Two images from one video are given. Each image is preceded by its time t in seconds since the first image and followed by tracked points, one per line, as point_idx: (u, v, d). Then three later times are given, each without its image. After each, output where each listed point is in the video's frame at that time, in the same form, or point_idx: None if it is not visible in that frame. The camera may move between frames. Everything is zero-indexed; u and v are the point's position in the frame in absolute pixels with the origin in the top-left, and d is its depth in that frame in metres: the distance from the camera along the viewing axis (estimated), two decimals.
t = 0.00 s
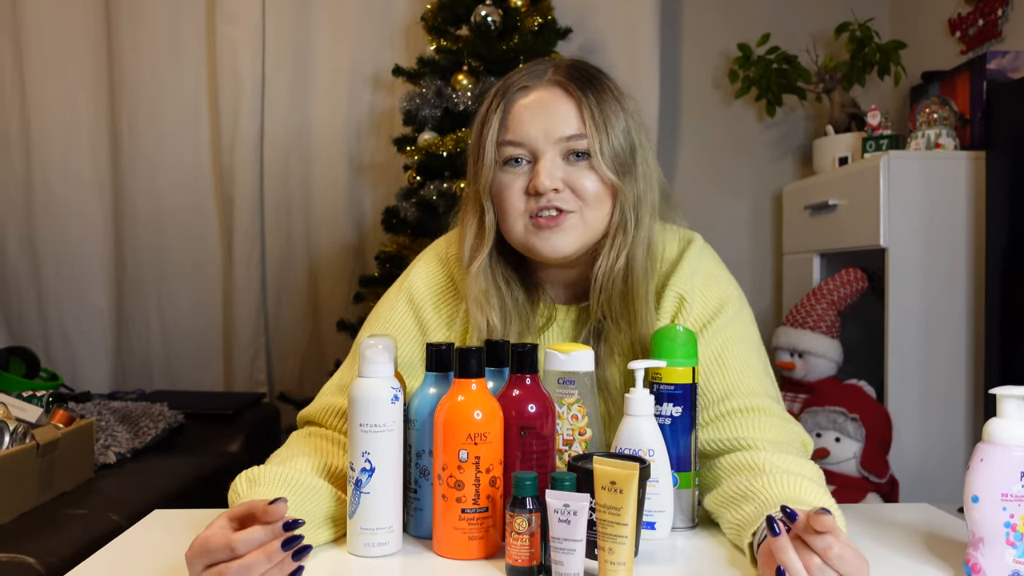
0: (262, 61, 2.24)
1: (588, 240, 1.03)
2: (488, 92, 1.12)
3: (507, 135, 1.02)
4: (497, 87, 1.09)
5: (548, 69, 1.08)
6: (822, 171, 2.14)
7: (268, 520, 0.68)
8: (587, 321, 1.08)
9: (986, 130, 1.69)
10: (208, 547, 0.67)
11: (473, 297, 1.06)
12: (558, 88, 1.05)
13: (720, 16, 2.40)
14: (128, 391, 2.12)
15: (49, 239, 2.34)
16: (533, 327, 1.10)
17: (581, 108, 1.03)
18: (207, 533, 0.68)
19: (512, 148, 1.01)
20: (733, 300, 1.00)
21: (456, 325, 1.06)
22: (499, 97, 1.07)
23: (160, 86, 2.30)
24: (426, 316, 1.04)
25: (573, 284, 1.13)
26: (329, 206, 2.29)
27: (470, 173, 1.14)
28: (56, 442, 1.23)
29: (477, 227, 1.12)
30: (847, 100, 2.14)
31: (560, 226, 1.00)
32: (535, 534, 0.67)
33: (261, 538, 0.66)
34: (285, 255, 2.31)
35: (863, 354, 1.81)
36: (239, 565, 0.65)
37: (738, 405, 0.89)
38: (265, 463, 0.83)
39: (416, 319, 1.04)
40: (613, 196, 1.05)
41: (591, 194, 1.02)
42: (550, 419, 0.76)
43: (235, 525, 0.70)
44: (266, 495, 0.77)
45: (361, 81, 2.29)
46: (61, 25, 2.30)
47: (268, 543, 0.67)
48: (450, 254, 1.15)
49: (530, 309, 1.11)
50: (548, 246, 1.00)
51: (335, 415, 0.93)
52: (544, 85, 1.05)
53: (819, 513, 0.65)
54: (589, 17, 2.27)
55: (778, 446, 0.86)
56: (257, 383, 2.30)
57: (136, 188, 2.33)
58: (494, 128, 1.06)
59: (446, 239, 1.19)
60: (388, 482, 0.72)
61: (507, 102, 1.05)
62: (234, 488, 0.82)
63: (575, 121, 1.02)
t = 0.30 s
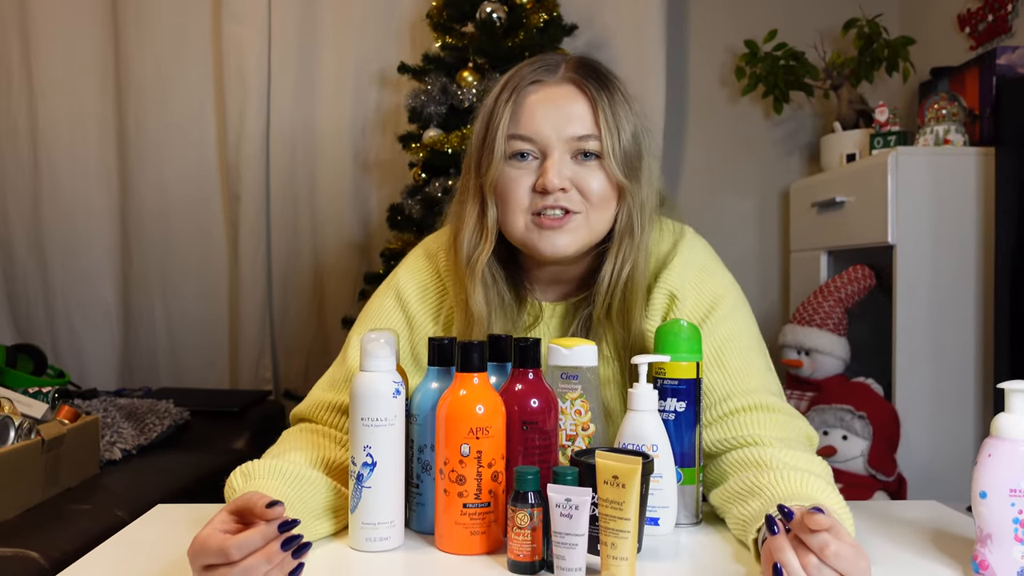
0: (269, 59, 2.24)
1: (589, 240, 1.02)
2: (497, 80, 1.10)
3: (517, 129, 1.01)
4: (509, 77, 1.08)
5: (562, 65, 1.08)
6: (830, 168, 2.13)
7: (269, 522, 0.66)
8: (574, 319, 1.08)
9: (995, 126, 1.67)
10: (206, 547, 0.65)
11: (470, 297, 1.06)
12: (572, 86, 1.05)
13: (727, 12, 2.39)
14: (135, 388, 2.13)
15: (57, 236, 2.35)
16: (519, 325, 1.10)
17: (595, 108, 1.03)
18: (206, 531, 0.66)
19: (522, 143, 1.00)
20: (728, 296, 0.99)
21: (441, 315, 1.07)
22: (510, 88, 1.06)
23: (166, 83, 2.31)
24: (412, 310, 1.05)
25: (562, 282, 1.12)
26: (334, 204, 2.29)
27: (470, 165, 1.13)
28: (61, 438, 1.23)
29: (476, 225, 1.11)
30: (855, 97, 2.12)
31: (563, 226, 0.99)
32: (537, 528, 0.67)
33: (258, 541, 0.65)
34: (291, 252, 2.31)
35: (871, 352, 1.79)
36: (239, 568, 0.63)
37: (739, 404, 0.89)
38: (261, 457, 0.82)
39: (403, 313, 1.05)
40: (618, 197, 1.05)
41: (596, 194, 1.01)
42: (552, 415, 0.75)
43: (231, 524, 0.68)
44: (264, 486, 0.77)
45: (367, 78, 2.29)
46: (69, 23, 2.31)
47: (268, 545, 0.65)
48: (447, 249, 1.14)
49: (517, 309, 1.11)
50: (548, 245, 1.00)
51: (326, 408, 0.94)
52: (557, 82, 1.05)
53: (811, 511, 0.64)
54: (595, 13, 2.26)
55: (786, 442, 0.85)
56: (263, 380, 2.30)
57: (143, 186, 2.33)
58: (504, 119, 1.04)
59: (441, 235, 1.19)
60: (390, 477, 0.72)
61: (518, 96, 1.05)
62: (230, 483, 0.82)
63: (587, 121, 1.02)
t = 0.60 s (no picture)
0: (274, 58, 2.24)
1: (573, 245, 1.02)
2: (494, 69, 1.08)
3: (510, 127, 1.00)
4: (506, 70, 1.06)
5: (562, 65, 1.07)
6: (836, 165, 2.12)
7: (270, 525, 0.65)
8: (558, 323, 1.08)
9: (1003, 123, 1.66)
10: (208, 544, 0.64)
11: (465, 294, 1.06)
12: (571, 89, 1.04)
13: (732, 10, 2.38)
14: (140, 387, 2.13)
15: (63, 234, 2.36)
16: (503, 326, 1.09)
17: (593, 115, 1.02)
18: (207, 530, 0.65)
19: (514, 142, 1.00)
20: (721, 296, 0.99)
21: (425, 308, 1.08)
22: (507, 85, 1.04)
23: (172, 82, 2.31)
24: (397, 299, 1.06)
25: (545, 285, 1.10)
26: (340, 203, 2.29)
27: (458, 157, 1.11)
28: (66, 435, 1.23)
29: (463, 220, 1.10)
30: (861, 94, 2.11)
31: (549, 230, 0.99)
32: (540, 524, 0.67)
33: (259, 544, 0.64)
34: (296, 251, 2.31)
35: (876, 350, 1.78)
36: (238, 570, 0.62)
37: (740, 404, 0.88)
38: (262, 453, 0.82)
39: (389, 304, 1.06)
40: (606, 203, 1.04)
41: (585, 198, 1.01)
42: (556, 411, 0.75)
43: (233, 525, 0.67)
44: (266, 481, 0.77)
45: (371, 77, 2.29)
46: (74, 22, 2.32)
47: (267, 549, 0.64)
48: (435, 241, 1.14)
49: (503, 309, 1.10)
50: (531, 248, 1.00)
51: (319, 406, 0.94)
52: (556, 83, 1.04)
53: (806, 509, 0.64)
54: (600, 12, 2.26)
55: (791, 437, 0.84)
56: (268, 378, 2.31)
57: (148, 184, 2.34)
58: (499, 115, 1.02)
59: (427, 229, 1.20)
60: (393, 472, 0.72)
61: (516, 94, 1.03)
62: (232, 479, 0.81)
63: (583, 126, 1.01)
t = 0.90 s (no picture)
0: (277, 58, 2.25)
1: (553, 247, 1.02)
2: (461, 78, 1.09)
3: (476, 134, 1.00)
4: (473, 77, 1.06)
5: (524, 66, 1.05)
6: (839, 164, 2.11)
7: (268, 526, 0.65)
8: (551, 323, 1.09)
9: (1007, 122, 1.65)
10: (208, 544, 0.64)
11: (444, 310, 1.05)
12: (534, 90, 1.03)
13: (735, 9, 2.37)
14: (144, 386, 2.14)
15: (67, 234, 2.37)
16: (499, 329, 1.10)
17: (557, 112, 1.01)
18: (208, 529, 0.65)
19: (483, 148, 0.99)
20: (719, 296, 0.99)
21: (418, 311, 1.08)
22: (471, 92, 1.04)
23: (175, 82, 2.31)
24: (396, 301, 1.08)
25: (542, 287, 1.13)
26: (343, 203, 2.30)
27: (433, 168, 1.11)
28: (69, 434, 1.23)
29: (441, 231, 1.09)
30: (864, 93, 2.11)
31: (528, 233, 0.99)
32: (541, 523, 0.67)
33: (257, 545, 0.63)
34: (299, 250, 2.32)
35: (878, 349, 1.77)
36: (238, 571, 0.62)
37: (744, 403, 0.88)
38: (263, 451, 0.83)
39: (389, 304, 1.08)
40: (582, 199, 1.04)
41: (560, 199, 1.01)
42: (557, 410, 0.75)
43: (233, 525, 0.67)
44: (267, 478, 0.77)
45: (374, 76, 2.30)
46: (78, 23, 2.33)
47: (267, 549, 0.64)
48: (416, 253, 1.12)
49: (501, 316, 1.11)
50: (515, 251, 1.00)
51: (320, 404, 0.95)
52: (518, 85, 1.03)
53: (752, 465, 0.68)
54: (603, 11, 2.26)
55: (793, 437, 0.84)
56: (271, 378, 2.31)
57: (151, 184, 2.35)
58: (466, 124, 1.02)
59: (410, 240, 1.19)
60: (395, 470, 0.72)
61: (478, 99, 1.02)
62: (233, 477, 0.82)
63: (549, 125, 1.00)
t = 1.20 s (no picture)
0: (279, 58, 2.25)
1: (573, 249, 1.02)
2: (485, 73, 1.09)
3: (504, 133, 0.99)
4: (497, 74, 1.06)
5: (551, 66, 1.06)
6: (841, 165, 2.11)
7: (267, 528, 0.65)
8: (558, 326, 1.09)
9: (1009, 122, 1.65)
10: (208, 547, 0.64)
11: (453, 304, 1.06)
12: (563, 90, 1.03)
13: (737, 9, 2.37)
14: (146, 386, 2.15)
15: (70, 234, 2.38)
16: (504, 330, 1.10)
17: (585, 115, 1.02)
18: (207, 531, 0.65)
19: (511, 148, 0.99)
20: (722, 297, 0.99)
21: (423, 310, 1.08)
22: (499, 90, 1.03)
23: (177, 83, 2.32)
24: (398, 299, 1.08)
25: (546, 284, 1.11)
26: (345, 204, 2.30)
27: (453, 165, 1.11)
28: (72, 434, 1.24)
29: (458, 227, 1.09)
30: (866, 93, 2.11)
31: (551, 236, 1.00)
32: (542, 524, 0.67)
33: (257, 548, 0.63)
34: (301, 251, 2.32)
35: (879, 349, 1.77)
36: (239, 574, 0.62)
37: (748, 403, 0.89)
38: (265, 452, 0.83)
39: (392, 305, 1.08)
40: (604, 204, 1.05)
41: (584, 201, 1.01)
42: (558, 410, 0.75)
43: (232, 525, 0.67)
44: (269, 479, 0.78)
45: (376, 77, 2.30)
46: (81, 24, 2.34)
47: (267, 552, 0.64)
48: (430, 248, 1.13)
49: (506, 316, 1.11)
50: (536, 253, 1.00)
51: (324, 405, 0.95)
52: (548, 86, 1.03)
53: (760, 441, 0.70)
54: (605, 11, 2.26)
55: (797, 436, 0.84)
56: (273, 378, 2.32)
57: (154, 185, 2.35)
58: (493, 121, 1.01)
59: (422, 233, 1.20)
60: (397, 471, 0.72)
61: (508, 98, 1.02)
62: (235, 479, 0.82)
63: (577, 127, 1.00)
